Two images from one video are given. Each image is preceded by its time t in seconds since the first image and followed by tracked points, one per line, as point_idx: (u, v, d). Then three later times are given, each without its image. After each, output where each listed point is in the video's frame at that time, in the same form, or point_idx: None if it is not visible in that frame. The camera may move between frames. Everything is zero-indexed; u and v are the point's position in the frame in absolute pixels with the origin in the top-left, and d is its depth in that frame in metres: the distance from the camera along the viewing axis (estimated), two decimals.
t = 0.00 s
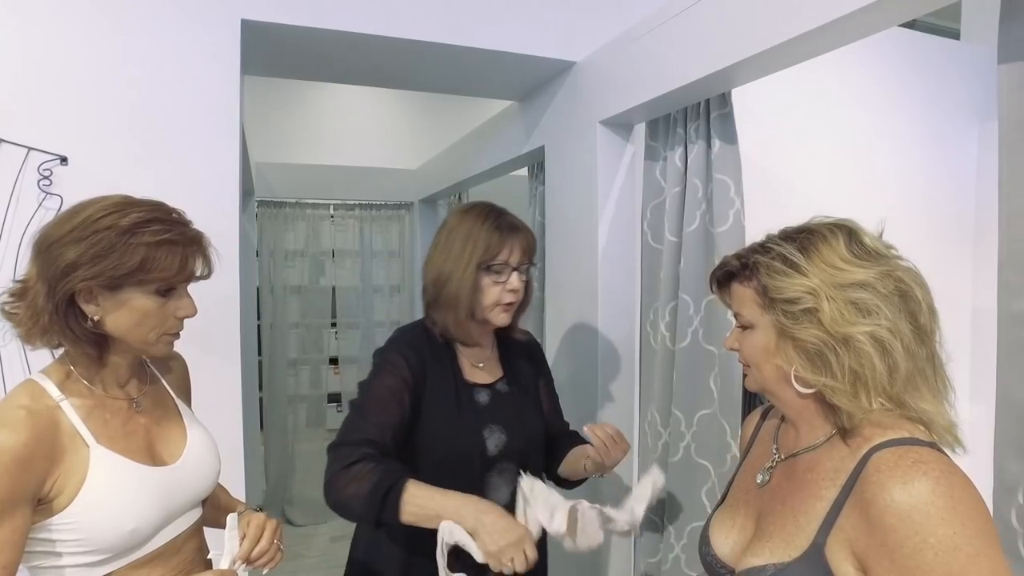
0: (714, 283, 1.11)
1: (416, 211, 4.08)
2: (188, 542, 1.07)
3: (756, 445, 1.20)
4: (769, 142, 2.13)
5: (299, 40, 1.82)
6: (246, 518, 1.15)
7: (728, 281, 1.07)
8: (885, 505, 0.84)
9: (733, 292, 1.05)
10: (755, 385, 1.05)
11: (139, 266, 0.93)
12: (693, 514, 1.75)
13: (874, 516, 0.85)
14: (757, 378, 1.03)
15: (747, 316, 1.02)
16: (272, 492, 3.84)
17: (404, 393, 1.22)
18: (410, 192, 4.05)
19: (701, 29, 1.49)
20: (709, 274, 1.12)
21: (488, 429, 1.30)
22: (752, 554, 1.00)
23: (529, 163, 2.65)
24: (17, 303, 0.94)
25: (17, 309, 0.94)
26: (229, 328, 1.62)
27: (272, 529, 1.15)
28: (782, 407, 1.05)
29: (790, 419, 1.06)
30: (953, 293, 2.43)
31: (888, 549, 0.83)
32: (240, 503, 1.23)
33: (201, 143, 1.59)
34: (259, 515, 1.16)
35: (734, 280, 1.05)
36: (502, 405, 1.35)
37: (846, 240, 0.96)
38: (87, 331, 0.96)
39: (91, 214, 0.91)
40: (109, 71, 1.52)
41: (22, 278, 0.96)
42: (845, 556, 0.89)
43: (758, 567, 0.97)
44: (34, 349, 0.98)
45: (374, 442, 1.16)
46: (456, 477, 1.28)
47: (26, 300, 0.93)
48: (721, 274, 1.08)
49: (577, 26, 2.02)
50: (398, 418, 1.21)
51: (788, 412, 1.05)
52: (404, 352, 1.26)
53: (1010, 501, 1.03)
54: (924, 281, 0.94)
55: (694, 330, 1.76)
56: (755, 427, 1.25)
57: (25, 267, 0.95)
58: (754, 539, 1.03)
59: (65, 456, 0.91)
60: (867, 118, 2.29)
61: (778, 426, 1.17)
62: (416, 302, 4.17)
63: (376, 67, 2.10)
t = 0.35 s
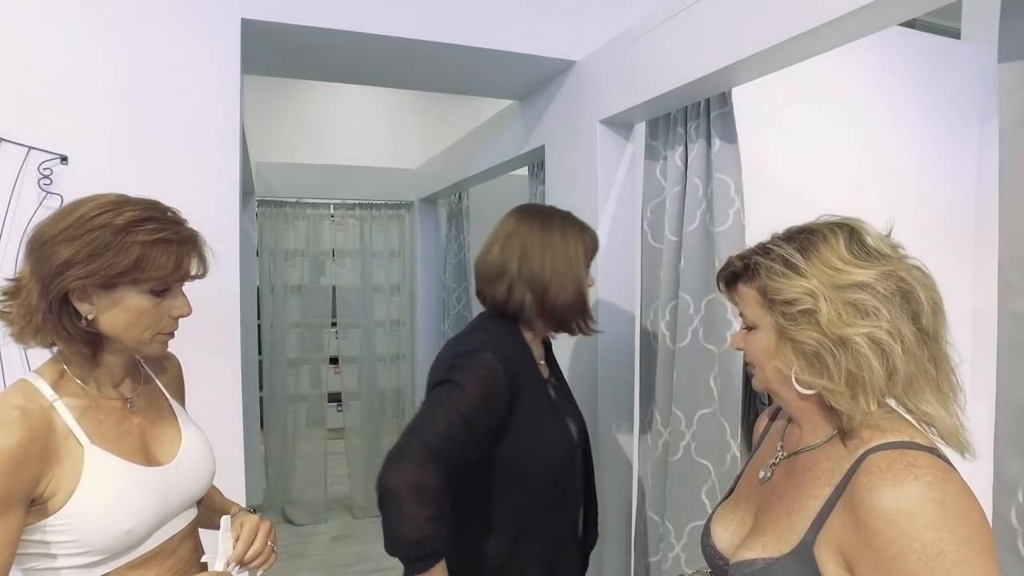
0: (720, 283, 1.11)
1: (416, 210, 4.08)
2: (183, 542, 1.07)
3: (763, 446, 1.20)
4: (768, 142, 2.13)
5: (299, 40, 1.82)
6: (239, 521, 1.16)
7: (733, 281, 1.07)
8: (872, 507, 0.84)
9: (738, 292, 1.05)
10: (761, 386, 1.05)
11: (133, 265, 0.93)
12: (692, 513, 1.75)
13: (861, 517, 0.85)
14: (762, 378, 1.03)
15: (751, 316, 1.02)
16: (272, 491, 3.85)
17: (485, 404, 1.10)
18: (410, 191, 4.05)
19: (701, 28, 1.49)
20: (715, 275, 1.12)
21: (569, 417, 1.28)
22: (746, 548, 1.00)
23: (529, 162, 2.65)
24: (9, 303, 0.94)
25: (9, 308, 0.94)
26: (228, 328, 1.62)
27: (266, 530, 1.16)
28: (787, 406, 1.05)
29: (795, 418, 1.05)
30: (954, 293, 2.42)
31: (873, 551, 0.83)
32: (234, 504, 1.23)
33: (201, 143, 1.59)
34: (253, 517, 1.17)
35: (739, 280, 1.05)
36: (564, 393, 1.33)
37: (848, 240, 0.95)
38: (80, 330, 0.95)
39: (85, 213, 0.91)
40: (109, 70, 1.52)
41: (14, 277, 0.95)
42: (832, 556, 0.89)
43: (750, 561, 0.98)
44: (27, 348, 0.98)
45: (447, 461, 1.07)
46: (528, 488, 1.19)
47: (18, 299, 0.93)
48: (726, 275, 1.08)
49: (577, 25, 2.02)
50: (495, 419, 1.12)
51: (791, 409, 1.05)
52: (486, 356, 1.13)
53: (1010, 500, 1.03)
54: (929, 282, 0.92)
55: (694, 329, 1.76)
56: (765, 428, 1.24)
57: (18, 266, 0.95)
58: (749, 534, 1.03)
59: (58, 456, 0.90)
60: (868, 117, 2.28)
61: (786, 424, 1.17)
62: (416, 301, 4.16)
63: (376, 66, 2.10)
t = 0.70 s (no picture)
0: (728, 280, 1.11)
1: (416, 211, 4.09)
2: (182, 541, 1.09)
3: (766, 448, 1.20)
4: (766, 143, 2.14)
5: (298, 41, 1.83)
6: (233, 522, 1.17)
7: (742, 280, 1.07)
8: (862, 513, 0.84)
9: (746, 291, 1.05)
10: (764, 386, 1.06)
11: (130, 267, 0.94)
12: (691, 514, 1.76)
13: (852, 522, 0.85)
14: (766, 379, 1.04)
15: (757, 316, 1.02)
16: (272, 490, 3.86)
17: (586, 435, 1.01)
18: (411, 192, 4.06)
19: (698, 31, 1.50)
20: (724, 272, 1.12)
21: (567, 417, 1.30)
22: (740, 549, 1.01)
23: (529, 163, 2.65)
24: (4, 304, 0.95)
25: (5, 310, 0.94)
26: (228, 328, 1.63)
27: (259, 531, 1.17)
28: (790, 407, 1.05)
29: (796, 420, 1.06)
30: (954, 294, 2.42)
31: (861, 557, 0.83)
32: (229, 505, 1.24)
33: (202, 144, 1.60)
34: (247, 518, 1.18)
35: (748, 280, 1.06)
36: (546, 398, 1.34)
37: (858, 244, 0.94)
38: (76, 332, 0.96)
39: (83, 215, 0.92)
40: (111, 72, 1.53)
41: (10, 278, 0.96)
42: (823, 560, 0.90)
43: (744, 562, 0.99)
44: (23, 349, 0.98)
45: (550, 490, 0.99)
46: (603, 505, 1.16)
47: (14, 301, 0.93)
48: (734, 273, 1.09)
49: (577, 27, 2.02)
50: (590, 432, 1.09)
51: (794, 411, 1.05)
52: (592, 379, 1.03)
53: (1006, 502, 1.04)
54: (938, 290, 0.91)
55: (694, 330, 1.76)
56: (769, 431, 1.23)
57: (14, 268, 0.95)
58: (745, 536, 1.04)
59: (54, 458, 0.91)
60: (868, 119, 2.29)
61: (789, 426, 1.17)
62: (417, 301, 4.16)
63: (376, 68, 2.11)
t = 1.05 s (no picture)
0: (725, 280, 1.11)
1: (416, 211, 4.10)
2: (182, 540, 1.09)
3: (766, 447, 1.20)
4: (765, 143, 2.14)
5: (298, 41, 1.83)
6: (230, 521, 1.17)
7: (741, 280, 1.07)
8: (867, 516, 0.84)
9: (746, 291, 1.05)
10: (763, 386, 1.06)
11: (124, 265, 0.94)
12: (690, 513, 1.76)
13: (856, 525, 0.85)
14: (766, 380, 1.04)
15: (757, 316, 1.02)
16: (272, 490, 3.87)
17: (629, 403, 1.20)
18: (411, 191, 4.07)
19: (697, 30, 1.50)
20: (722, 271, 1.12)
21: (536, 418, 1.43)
22: (742, 552, 1.01)
23: (529, 163, 2.65)
24: None
25: None
26: (227, 327, 1.63)
27: (256, 530, 1.17)
28: (790, 408, 1.05)
29: (796, 420, 1.06)
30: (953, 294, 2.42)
31: (867, 560, 0.83)
32: (226, 504, 1.24)
33: (201, 144, 1.60)
34: (243, 517, 1.18)
35: (748, 279, 1.05)
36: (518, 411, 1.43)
37: (861, 243, 0.94)
38: (70, 329, 0.96)
39: (77, 213, 0.92)
40: (110, 71, 1.53)
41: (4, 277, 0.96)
42: (828, 563, 0.90)
43: (746, 564, 0.99)
44: (19, 348, 0.98)
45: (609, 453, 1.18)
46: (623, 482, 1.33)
47: (7, 300, 0.94)
48: (733, 272, 1.08)
49: (576, 26, 2.02)
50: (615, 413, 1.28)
51: (793, 412, 1.05)
52: (624, 360, 1.22)
53: (1003, 501, 1.04)
54: (942, 290, 0.91)
55: (693, 329, 1.76)
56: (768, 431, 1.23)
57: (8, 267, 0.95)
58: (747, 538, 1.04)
59: (51, 456, 0.92)
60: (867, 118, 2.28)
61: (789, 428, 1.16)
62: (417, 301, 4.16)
63: (375, 67, 2.11)
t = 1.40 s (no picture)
0: (729, 278, 1.10)
1: (416, 210, 4.10)
2: (184, 538, 1.09)
3: (767, 447, 1.19)
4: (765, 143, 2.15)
5: (297, 40, 1.83)
6: (231, 520, 1.17)
7: (746, 278, 1.06)
8: (874, 518, 0.84)
9: (750, 290, 1.04)
10: (766, 385, 1.05)
11: (124, 264, 0.94)
12: (690, 514, 1.76)
13: (864, 526, 0.85)
14: (769, 378, 1.04)
15: (762, 315, 1.01)
16: (272, 490, 3.87)
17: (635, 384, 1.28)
18: (411, 191, 4.07)
19: (697, 29, 1.50)
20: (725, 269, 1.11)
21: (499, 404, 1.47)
22: (746, 553, 1.01)
23: (529, 162, 2.65)
24: None
25: None
26: (226, 327, 1.63)
27: (256, 529, 1.17)
28: (794, 409, 1.05)
29: (799, 421, 1.06)
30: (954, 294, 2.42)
31: (876, 563, 0.83)
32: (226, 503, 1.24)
33: (201, 143, 1.60)
34: (243, 516, 1.18)
35: (753, 278, 1.04)
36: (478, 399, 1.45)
37: (872, 244, 0.93)
38: (70, 328, 0.96)
39: (76, 212, 0.92)
40: (110, 70, 1.53)
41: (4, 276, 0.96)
42: (835, 564, 0.90)
43: (751, 566, 0.99)
44: (18, 348, 0.98)
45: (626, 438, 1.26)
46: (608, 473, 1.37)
47: (7, 299, 0.93)
48: (737, 270, 1.07)
49: (576, 26, 2.02)
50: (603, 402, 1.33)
51: (798, 412, 1.05)
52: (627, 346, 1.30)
53: (1004, 500, 1.03)
54: (951, 292, 0.90)
55: (693, 328, 1.76)
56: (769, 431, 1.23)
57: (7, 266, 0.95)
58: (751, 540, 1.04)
59: (51, 455, 0.91)
60: (867, 117, 2.29)
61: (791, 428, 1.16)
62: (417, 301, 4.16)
63: (374, 67, 2.11)
